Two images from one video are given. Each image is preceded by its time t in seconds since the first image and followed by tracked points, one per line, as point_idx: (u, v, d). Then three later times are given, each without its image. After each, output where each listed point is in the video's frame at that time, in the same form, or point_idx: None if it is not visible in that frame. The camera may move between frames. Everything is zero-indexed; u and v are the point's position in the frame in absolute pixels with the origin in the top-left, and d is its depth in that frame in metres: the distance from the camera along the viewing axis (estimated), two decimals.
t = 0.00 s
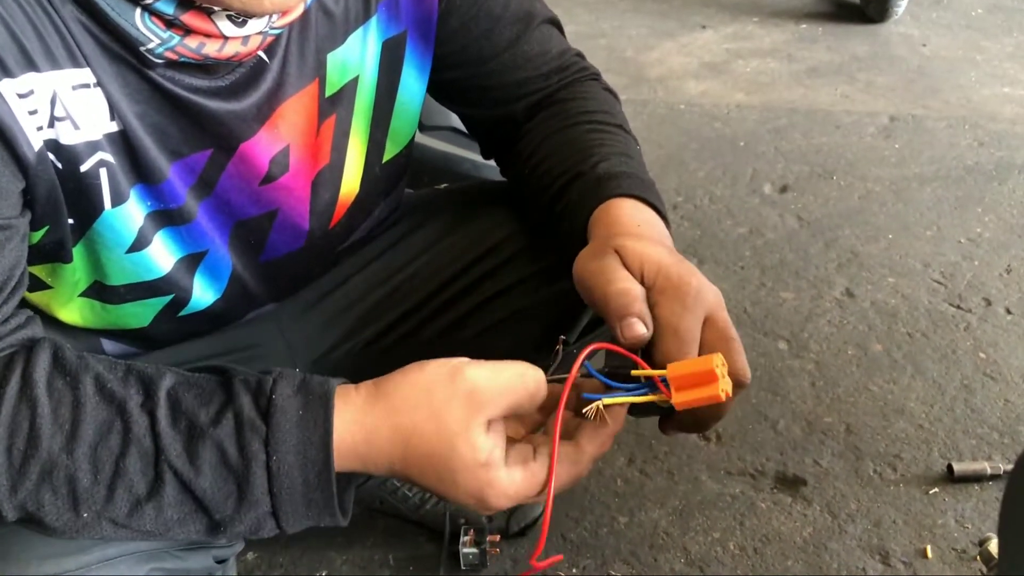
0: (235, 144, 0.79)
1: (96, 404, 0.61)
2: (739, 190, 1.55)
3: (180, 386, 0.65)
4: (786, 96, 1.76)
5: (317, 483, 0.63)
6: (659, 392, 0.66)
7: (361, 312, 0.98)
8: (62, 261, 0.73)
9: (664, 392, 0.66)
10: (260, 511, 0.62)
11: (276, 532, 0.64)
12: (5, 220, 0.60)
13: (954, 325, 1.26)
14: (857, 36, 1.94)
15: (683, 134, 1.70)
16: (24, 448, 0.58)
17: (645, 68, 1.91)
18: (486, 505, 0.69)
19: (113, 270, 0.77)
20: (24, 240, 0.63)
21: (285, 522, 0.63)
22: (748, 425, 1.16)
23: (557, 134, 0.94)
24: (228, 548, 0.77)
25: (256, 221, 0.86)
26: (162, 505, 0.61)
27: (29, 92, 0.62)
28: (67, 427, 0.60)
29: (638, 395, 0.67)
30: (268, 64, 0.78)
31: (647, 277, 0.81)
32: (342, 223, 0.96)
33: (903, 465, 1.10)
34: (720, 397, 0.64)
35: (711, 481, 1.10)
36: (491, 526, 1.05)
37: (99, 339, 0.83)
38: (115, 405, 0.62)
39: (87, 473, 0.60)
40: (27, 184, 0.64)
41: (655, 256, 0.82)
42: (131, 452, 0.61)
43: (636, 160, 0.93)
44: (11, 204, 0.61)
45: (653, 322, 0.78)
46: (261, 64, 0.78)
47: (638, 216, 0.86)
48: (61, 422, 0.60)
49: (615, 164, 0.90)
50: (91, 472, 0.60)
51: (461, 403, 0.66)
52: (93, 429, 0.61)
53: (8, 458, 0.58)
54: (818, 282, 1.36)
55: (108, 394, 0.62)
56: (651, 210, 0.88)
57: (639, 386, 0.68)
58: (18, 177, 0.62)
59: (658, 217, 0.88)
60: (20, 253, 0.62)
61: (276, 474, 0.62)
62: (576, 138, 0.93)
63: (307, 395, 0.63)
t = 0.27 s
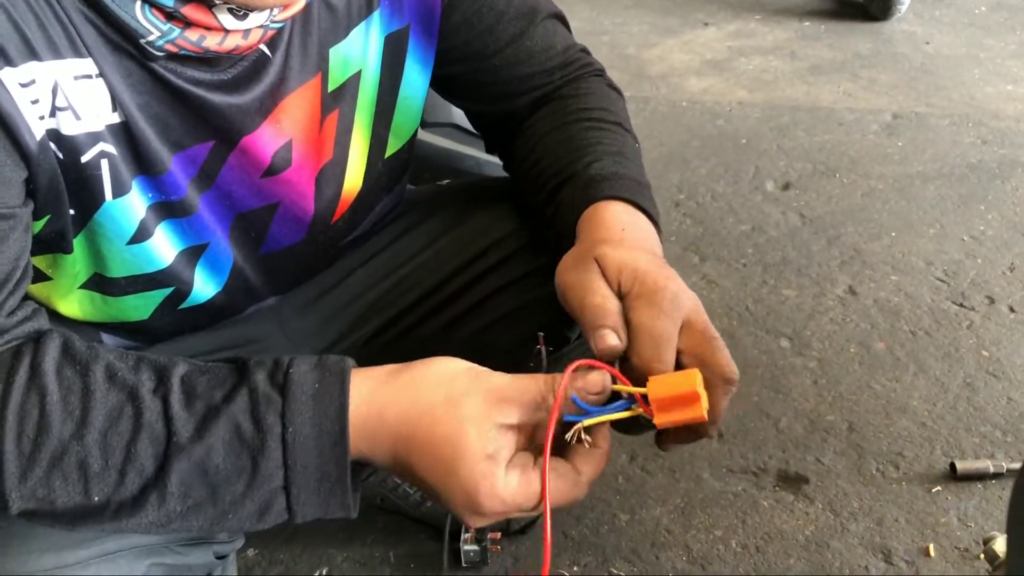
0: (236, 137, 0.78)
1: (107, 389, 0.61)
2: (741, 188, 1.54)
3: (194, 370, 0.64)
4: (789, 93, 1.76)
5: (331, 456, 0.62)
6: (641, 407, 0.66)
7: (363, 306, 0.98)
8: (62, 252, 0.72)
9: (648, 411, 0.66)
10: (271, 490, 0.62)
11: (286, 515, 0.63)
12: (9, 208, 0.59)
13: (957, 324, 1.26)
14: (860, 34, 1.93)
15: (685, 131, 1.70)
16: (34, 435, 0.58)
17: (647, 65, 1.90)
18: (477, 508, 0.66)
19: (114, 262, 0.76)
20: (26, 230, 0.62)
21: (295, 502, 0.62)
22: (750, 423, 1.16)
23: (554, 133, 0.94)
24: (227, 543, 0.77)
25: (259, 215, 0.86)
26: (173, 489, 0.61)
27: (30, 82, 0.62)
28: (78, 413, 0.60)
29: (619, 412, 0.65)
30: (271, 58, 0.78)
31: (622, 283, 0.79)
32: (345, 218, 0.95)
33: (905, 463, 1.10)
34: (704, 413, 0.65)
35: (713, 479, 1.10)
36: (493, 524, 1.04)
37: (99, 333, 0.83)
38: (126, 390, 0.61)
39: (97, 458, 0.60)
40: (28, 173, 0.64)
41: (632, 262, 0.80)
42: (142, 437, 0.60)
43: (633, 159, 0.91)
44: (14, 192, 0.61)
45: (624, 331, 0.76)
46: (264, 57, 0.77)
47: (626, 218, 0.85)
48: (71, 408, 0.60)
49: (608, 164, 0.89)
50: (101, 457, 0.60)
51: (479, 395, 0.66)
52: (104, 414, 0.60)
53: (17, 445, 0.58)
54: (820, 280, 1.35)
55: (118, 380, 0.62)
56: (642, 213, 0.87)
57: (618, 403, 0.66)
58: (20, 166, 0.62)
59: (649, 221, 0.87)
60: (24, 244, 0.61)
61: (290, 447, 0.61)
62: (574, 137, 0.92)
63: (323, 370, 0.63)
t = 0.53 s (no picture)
0: (243, 133, 0.79)
1: (132, 372, 0.61)
2: (744, 187, 1.55)
3: (217, 352, 0.65)
4: (792, 92, 1.76)
5: (355, 428, 0.62)
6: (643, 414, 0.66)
7: (368, 304, 0.98)
8: (72, 246, 0.73)
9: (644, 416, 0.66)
10: (294, 462, 0.62)
11: (307, 491, 0.63)
12: (24, 201, 0.59)
13: (960, 323, 1.26)
14: (864, 33, 1.93)
15: (689, 130, 1.70)
16: (63, 418, 0.58)
17: (651, 64, 1.90)
18: (482, 485, 0.64)
19: (123, 258, 0.77)
20: (41, 224, 0.62)
21: (316, 474, 0.62)
22: (753, 421, 1.16)
23: (549, 137, 0.93)
24: (236, 539, 0.78)
25: (266, 210, 0.86)
26: (201, 466, 0.61)
27: (42, 76, 0.62)
28: (105, 396, 0.60)
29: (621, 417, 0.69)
30: (278, 54, 0.78)
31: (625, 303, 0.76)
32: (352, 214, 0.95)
33: (908, 462, 1.10)
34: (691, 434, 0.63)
35: (717, 477, 1.10)
36: (496, 521, 1.06)
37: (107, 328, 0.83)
38: (151, 373, 0.62)
39: (126, 439, 0.60)
40: (41, 166, 0.64)
41: (622, 283, 0.78)
42: (170, 417, 0.61)
43: (626, 162, 0.90)
44: (29, 184, 0.61)
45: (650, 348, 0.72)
46: (271, 53, 0.77)
47: (615, 228, 0.83)
48: (98, 391, 0.60)
49: (598, 170, 0.88)
50: (129, 438, 0.60)
51: (499, 376, 0.66)
52: (131, 395, 0.60)
53: (45, 428, 0.58)
54: (823, 279, 1.35)
55: (143, 364, 0.62)
56: (633, 222, 0.85)
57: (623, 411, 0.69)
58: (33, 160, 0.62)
59: (638, 226, 0.85)
60: (39, 237, 0.61)
61: (316, 418, 0.61)
62: (567, 140, 0.92)
63: (348, 344, 0.63)
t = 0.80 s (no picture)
0: (248, 129, 0.79)
1: (144, 365, 0.62)
2: (749, 186, 1.55)
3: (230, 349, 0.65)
4: (797, 92, 1.76)
5: (365, 417, 0.62)
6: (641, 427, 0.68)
7: (372, 301, 0.98)
8: (79, 238, 0.73)
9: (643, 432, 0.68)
10: (304, 451, 0.62)
11: (314, 482, 0.63)
12: (33, 191, 0.60)
13: (964, 323, 1.26)
14: (869, 33, 1.93)
15: (694, 130, 1.70)
16: (75, 411, 0.59)
17: (656, 64, 1.90)
18: (513, 469, 0.66)
19: (130, 249, 0.77)
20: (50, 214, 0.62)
21: (324, 464, 0.62)
22: (757, 420, 1.16)
23: (551, 138, 0.93)
24: (245, 533, 0.77)
25: (271, 204, 0.86)
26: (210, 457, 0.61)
27: (47, 70, 0.63)
28: (117, 389, 0.60)
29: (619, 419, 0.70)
30: (283, 51, 0.78)
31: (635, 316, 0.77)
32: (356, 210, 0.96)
33: (912, 461, 1.10)
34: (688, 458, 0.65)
35: (720, 475, 1.10)
36: (500, 518, 1.06)
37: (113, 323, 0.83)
38: (163, 366, 0.62)
39: (137, 430, 0.60)
40: (49, 157, 0.65)
41: (631, 292, 0.77)
42: (181, 409, 0.61)
43: (628, 163, 0.90)
44: (36, 175, 0.61)
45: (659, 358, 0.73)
46: (275, 50, 0.78)
47: (617, 233, 0.83)
48: (110, 384, 0.60)
49: (601, 173, 0.88)
50: (140, 430, 0.60)
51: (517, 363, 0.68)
52: (142, 388, 0.61)
53: (57, 419, 0.58)
54: (827, 278, 1.35)
55: (156, 358, 0.62)
56: (634, 227, 0.85)
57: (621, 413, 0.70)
58: (40, 150, 0.63)
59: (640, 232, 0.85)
60: (49, 228, 0.61)
61: (328, 408, 0.62)
62: (569, 142, 0.92)
63: (360, 339, 0.64)
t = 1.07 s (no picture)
0: (256, 127, 0.79)
1: (165, 365, 0.62)
2: (754, 186, 1.55)
3: (250, 347, 0.66)
4: (803, 92, 1.76)
5: (388, 411, 0.63)
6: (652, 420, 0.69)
7: (380, 299, 0.99)
8: (90, 233, 0.73)
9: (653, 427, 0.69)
10: (325, 446, 0.62)
11: (331, 478, 0.63)
12: (47, 185, 0.60)
13: (970, 324, 1.26)
14: (875, 34, 1.93)
15: (699, 130, 1.70)
16: (95, 410, 0.59)
17: (661, 63, 1.90)
18: (551, 434, 0.67)
19: (139, 245, 0.77)
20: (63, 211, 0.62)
21: (345, 456, 0.63)
22: (762, 420, 1.16)
23: (560, 140, 0.94)
24: (254, 531, 0.78)
25: (279, 201, 0.87)
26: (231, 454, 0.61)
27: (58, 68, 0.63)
28: (138, 388, 0.60)
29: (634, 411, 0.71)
30: (291, 52, 0.78)
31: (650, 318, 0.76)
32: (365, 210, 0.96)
33: (918, 461, 1.10)
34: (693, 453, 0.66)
35: (726, 475, 1.10)
36: (506, 516, 1.06)
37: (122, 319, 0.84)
38: (184, 365, 0.62)
39: (157, 429, 0.60)
40: (61, 154, 0.65)
41: (654, 299, 0.78)
42: (202, 407, 0.61)
43: (639, 169, 0.91)
44: (49, 169, 0.61)
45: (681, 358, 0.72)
46: (283, 51, 0.78)
47: (631, 243, 0.84)
48: (131, 383, 0.60)
49: (613, 180, 0.88)
50: (160, 429, 0.60)
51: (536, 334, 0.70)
52: (164, 386, 0.61)
53: (77, 418, 0.58)
54: (833, 278, 1.35)
55: (176, 357, 0.63)
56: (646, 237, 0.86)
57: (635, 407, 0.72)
58: (53, 147, 0.63)
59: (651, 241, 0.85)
60: (62, 226, 0.61)
61: (351, 399, 0.62)
62: (579, 145, 0.92)
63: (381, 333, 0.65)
